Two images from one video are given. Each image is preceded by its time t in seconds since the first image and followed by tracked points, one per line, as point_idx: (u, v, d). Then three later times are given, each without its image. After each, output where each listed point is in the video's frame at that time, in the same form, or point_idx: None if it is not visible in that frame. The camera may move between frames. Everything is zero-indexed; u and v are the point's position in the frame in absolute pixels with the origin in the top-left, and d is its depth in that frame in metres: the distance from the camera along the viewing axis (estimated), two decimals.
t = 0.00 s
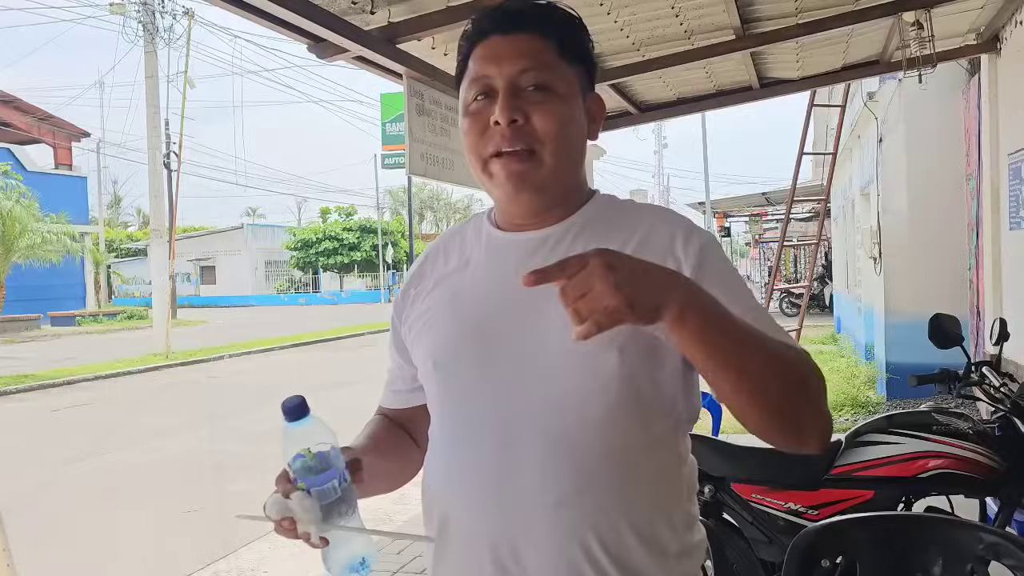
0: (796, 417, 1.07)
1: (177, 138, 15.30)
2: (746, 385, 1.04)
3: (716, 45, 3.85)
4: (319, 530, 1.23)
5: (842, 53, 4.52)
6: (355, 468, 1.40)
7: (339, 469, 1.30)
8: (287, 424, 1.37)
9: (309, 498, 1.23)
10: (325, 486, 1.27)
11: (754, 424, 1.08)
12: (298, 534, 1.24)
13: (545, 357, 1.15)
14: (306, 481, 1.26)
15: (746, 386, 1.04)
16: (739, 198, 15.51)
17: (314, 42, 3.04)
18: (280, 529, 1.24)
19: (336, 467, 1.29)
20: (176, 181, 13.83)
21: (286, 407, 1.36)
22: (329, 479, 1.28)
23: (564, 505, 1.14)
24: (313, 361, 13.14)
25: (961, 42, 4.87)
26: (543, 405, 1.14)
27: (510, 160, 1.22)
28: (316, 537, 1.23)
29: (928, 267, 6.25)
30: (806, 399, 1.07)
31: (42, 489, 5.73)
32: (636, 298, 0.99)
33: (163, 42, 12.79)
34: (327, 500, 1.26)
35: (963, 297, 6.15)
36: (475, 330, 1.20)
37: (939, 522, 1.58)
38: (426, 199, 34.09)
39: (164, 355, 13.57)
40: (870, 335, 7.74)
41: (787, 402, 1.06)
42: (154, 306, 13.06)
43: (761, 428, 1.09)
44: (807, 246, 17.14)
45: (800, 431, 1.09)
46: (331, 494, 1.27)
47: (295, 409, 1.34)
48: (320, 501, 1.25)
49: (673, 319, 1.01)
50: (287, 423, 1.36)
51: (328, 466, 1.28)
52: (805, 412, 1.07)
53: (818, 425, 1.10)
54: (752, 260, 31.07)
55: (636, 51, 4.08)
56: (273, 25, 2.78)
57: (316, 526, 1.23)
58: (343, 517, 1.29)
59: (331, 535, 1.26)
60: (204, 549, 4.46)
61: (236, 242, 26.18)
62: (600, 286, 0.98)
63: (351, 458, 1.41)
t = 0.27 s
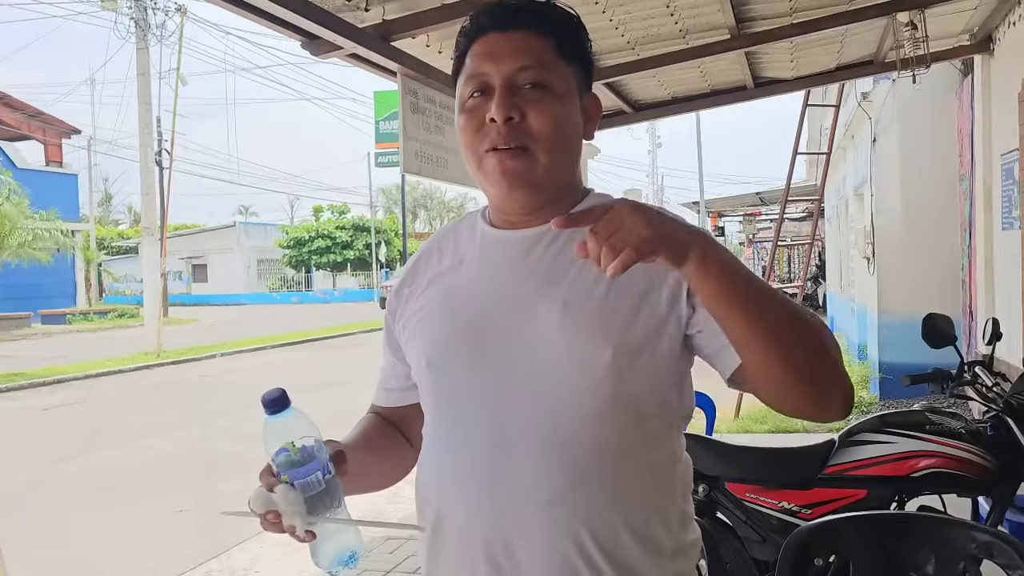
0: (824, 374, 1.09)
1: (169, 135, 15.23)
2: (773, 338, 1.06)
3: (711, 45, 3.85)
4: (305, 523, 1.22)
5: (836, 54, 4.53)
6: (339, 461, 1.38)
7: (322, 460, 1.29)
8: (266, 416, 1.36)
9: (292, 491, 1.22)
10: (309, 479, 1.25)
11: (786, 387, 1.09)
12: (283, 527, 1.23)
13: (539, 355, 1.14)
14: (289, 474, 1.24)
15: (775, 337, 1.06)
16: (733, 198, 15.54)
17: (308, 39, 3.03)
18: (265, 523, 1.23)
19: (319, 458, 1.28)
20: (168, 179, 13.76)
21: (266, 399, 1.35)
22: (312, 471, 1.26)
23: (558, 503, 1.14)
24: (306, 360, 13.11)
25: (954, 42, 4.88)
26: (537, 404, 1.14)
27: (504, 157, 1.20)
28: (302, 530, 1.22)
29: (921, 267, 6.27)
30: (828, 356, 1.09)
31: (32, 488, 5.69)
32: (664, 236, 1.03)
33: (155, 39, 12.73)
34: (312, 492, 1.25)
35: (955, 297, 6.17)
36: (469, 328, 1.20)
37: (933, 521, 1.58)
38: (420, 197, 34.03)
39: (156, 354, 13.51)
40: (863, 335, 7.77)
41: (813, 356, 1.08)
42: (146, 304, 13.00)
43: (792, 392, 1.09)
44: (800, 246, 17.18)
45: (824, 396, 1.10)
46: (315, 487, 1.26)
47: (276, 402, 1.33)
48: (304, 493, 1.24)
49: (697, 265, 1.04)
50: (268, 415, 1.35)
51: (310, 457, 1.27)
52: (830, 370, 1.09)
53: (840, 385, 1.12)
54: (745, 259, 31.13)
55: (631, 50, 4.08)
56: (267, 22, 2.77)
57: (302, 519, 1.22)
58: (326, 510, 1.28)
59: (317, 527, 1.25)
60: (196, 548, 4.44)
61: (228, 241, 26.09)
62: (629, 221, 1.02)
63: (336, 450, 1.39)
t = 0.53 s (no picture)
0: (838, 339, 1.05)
1: (154, 131, 15.10)
2: (792, 290, 1.03)
3: (698, 43, 3.86)
4: (288, 517, 1.20)
5: (822, 53, 4.56)
6: (324, 454, 1.37)
7: (306, 455, 1.28)
8: (250, 408, 1.35)
9: (275, 485, 1.20)
10: (292, 473, 1.24)
11: (806, 349, 1.03)
12: (266, 522, 1.21)
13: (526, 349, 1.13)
14: (273, 468, 1.23)
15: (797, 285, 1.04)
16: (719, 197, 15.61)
17: (294, 34, 3.01)
18: (246, 518, 1.21)
19: (303, 453, 1.27)
20: (153, 175, 13.65)
21: (249, 393, 1.34)
22: (296, 465, 1.25)
23: (546, 500, 1.13)
24: (291, 357, 13.04)
25: (939, 42, 4.90)
26: (523, 400, 1.13)
27: (492, 153, 1.20)
28: (284, 524, 1.20)
29: (904, 266, 6.32)
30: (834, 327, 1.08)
31: (12, 486, 5.62)
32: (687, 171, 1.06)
33: (140, 33, 12.61)
34: (295, 486, 1.24)
35: (939, 295, 6.22)
36: (454, 324, 1.19)
37: (915, 517, 1.58)
38: (406, 194, 33.89)
39: (139, 350, 13.38)
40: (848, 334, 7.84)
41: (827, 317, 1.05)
42: (130, 301, 12.89)
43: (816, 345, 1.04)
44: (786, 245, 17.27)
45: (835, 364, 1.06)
46: (299, 482, 1.25)
47: (259, 394, 1.33)
48: (288, 487, 1.23)
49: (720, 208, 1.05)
50: (252, 410, 1.34)
51: (295, 452, 1.26)
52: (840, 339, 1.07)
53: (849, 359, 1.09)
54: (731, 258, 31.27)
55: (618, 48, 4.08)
56: (252, 17, 2.75)
57: (284, 513, 1.20)
58: (309, 504, 1.26)
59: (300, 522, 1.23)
60: (180, 545, 4.41)
61: (213, 237, 25.90)
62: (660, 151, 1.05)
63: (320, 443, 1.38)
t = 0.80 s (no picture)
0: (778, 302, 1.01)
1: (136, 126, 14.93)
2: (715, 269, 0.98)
3: (684, 42, 3.87)
4: (288, 514, 1.18)
5: (807, 53, 4.58)
6: (322, 451, 1.37)
7: (305, 453, 1.27)
8: (251, 405, 1.33)
9: (276, 482, 1.19)
10: (292, 471, 1.23)
11: (735, 325, 1.00)
12: (265, 520, 1.19)
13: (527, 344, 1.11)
14: (273, 465, 1.22)
15: (719, 255, 0.98)
16: (704, 195, 15.69)
17: (281, 29, 2.99)
18: (244, 515, 1.19)
19: (303, 451, 1.26)
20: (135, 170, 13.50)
21: (251, 389, 1.32)
22: (295, 463, 1.25)
23: (550, 495, 1.12)
24: (275, 354, 12.97)
25: (923, 44, 4.94)
26: (526, 394, 1.11)
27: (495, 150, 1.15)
28: (284, 523, 1.19)
29: (887, 265, 6.38)
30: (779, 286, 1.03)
31: None
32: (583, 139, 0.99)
33: (122, 27, 12.46)
34: (295, 484, 1.23)
35: (921, 295, 6.28)
36: (452, 318, 1.16)
37: (902, 514, 1.59)
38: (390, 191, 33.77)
39: (121, 348, 13.24)
40: (831, 332, 7.91)
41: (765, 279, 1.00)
42: (111, 297, 12.75)
43: (739, 323, 1.00)
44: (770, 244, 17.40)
45: (783, 332, 1.02)
46: (299, 479, 1.24)
47: (261, 391, 1.30)
48: (288, 485, 1.22)
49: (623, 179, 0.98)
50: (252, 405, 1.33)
51: (294, 450, 1.25)
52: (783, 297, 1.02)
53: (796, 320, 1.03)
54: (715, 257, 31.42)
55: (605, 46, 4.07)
56: (238, 11, 2.72)
57: (285, 511, 1.18)
58: (308, 502, 1.25)
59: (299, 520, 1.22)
60: (164, 544, 4.37)
61: (196, 233, 25.66)
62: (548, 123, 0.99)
63: (318, 441, 1.38)
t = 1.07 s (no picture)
0: (706, 253, 0.95)
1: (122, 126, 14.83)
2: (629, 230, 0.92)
3: (677, 44, 3.88)
4: (302, 496, 1.15)
5: (798, 56, 4.61)
6: (336, 434, 1.35)
7: (319, 434, 1.25)
8: (267, 385, 1.33)
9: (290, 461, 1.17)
10: (306, 451, 1.21)
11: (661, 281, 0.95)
12: (278, 502, 1.16)
13: (540, 336, 1.06)
14: (287, 445, 1.20)
15: (634, 212, 0.92)
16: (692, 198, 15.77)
17: (275, 28, 2.97)
18: (257, 496, 1.16)
19: (316, 431, 1.24)
20: (121, 171, 13.40)
21: (266, 367, 1.33)
22: (310, 443, 1.22)
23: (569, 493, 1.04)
24: (263, 355, 12.90)
25: (912, 48, 4.96)
26: (543, 385, 1.05)
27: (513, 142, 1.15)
28: (297, 504, 1.16)
29: (876, 267, 6.42)
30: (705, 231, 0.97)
31: None
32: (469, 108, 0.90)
33: (109, 27, 12.38)
34: (309, 465, 1.21)
35: (909, 296, 6.33)
36: (461, 311, 1.10)
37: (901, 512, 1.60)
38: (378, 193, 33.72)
39: (107, 349, 13.14)
40: (819, 334, 7.95)
41: (688, 229, 0.94)
42: (97, 298, 12.64)
43: (667, 282, 0.94)
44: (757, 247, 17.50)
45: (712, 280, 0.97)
46: (313, 460, 1.22)
47: (276, 368, 1.32)
48: (302, 466, 1.20)
49: (521, 149, 0.90)
50: (268, 384, 1.32)
51: (308, 430, 1.23)
52: (713, 244, 0.96)
53: (729, 265, 0.98)
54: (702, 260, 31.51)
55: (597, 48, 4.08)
56: (233, 9, 2.70)
57: (298, 491, 1.15)
58: (320, 486, 1.23)
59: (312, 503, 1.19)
60: (155, 545, 4.33)
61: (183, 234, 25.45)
62: (430, 98, 0.87)
63: (332, 425, 1.36)
